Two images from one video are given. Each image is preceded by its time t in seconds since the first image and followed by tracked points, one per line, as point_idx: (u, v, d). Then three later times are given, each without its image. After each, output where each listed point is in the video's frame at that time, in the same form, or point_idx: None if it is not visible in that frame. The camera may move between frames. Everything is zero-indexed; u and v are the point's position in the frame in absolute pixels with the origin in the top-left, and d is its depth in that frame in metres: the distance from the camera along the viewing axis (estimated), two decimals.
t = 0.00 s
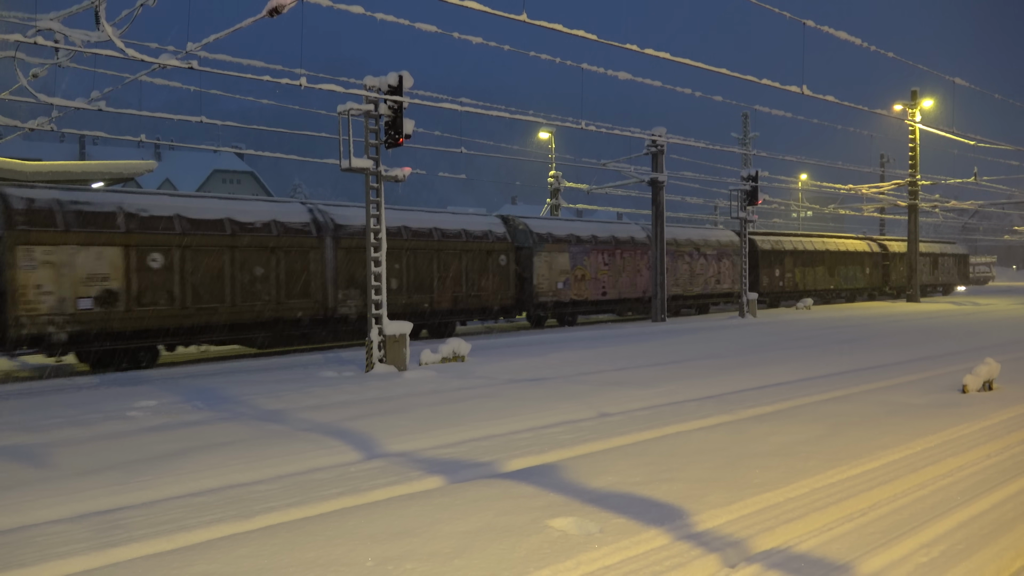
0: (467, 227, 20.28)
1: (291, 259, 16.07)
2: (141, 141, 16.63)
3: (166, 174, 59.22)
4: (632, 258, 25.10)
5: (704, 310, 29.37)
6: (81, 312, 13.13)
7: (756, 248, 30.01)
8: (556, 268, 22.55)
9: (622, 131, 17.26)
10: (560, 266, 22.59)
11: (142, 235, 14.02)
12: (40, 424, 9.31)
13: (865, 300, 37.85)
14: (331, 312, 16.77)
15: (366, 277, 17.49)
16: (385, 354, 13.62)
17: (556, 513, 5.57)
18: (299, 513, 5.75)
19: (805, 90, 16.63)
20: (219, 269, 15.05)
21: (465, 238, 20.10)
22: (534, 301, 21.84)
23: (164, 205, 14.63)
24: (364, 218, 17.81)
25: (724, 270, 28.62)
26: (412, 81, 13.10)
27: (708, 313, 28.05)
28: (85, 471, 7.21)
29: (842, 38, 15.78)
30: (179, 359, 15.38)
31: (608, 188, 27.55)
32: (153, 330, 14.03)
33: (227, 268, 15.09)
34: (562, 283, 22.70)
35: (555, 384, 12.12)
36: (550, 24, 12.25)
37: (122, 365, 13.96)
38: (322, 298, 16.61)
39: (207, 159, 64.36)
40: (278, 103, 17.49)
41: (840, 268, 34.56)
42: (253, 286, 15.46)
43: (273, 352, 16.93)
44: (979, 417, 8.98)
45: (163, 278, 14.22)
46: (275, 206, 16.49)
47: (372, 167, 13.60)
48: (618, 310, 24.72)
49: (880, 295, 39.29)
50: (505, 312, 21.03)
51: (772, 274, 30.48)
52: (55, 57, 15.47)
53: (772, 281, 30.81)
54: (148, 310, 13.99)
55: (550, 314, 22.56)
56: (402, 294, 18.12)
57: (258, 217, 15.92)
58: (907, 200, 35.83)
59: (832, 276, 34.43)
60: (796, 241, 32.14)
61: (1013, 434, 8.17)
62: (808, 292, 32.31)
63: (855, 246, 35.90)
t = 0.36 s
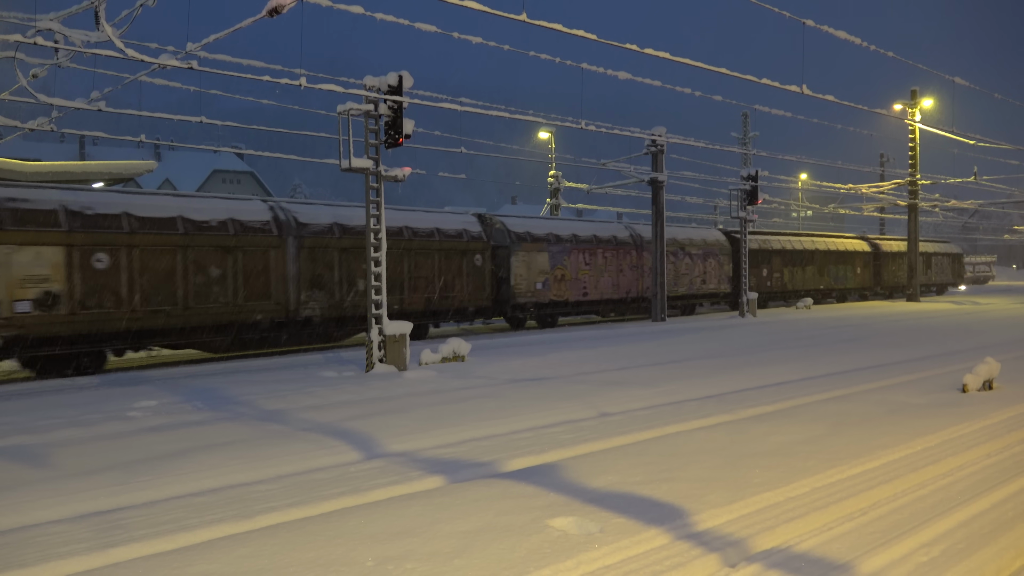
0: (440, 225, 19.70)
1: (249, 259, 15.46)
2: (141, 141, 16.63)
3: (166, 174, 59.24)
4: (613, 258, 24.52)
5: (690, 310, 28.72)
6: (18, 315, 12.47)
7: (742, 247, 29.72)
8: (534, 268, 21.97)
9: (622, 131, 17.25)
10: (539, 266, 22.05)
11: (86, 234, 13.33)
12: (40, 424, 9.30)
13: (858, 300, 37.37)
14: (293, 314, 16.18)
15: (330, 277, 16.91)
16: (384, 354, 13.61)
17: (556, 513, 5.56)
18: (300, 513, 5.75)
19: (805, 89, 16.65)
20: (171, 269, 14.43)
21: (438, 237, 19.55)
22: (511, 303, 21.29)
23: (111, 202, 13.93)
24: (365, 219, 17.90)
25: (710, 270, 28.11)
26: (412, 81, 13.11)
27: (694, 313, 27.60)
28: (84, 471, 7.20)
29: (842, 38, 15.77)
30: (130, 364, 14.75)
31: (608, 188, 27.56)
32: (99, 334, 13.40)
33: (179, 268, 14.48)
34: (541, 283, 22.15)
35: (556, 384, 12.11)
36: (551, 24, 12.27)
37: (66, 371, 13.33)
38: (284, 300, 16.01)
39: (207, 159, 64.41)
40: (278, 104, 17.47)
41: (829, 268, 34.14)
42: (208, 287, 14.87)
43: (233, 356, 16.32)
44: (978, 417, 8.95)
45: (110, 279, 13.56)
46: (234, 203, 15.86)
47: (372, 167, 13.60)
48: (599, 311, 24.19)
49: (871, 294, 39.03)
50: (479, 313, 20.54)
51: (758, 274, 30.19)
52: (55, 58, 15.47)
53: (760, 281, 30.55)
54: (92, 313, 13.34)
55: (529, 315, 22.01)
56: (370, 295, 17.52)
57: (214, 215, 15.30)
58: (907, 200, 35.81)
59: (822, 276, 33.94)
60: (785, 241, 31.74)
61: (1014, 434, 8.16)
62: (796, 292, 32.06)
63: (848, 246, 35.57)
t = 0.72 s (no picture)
0: (412, 224, 19.15)
1: (205, 260, 14.99)
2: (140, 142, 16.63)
3: (166, 175, 59.29)
4: (595, 258, 23.97)
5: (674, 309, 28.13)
6: None
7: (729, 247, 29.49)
8: (513, 268, 21.37)
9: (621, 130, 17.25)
10: (517, 266, 21.51)
11: (26, 233, 12.71)
12: (40, 425, 9.30)
13: (850, 299, 36.91)
14: (252, 317, 15.73)
15: (292, 278, 16.41)
16: (385, 354, 13.61)
17: (556, 513, 5.56)
18: (301, 513, 5.75)
19: (805, 88, 16.65)
20: (120, 270, 13.90)
21: (410, 236, 19.00)
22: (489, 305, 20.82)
23: (53, 200, 13.30)
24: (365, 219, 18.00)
25: (695, 270, 27.66)
26: (411, 81, 13.11)
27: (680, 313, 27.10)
28: (85, 472, 7.21)
29: (841, 37, 15.77)
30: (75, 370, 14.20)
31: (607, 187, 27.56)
32: (42, 339, 12.83)
33: (129, 269, 13.95)
34: (520, 283, 21.66)
35: (556, 384, 12.12)
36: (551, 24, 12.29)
37: (6, 379, 12.75)
38: (242, 302, 15.55)
39: (207, 159, 64.46)
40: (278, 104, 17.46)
41: (820, 268, 33.81)
42: (160, 289, 14.38)
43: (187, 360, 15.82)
44: (978, 416, 8.93)
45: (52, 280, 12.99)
46: (189, 201, 15.36)
47: (372, 167, 13.60)
48: (580, 312, 23.76)
49: (863, 294, 38.77)
50: (455, 313, 20.17)
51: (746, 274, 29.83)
52: (55, 59, 15.49)
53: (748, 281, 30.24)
54: (34, 317, 12.75)
55: (508, 316, 21.55)
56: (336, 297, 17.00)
57: (167, 213, 14.77)
58: (906, 199, 35.89)
59: (812, 275, 33.58)
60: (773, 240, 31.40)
61: (1014, 432, 8.15)
62: (785, 292, 31.78)
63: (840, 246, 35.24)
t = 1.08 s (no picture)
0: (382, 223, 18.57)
1: (158, 260, 14.34)
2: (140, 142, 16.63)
3: (166, 176, 59.39)
4: (576, 259, 23.50)
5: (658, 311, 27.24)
6: None
7: (716, 246, 29.06)
8: (490, 268, 20.95)
9: (620, 129, 17.25)
10: (495, 266, 21.05)
11: None
12: (41, 426, 9.31)
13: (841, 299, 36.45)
14: (210, 320, 15.06)
15: (252, 279, 15.75)
16: (385, 354, 13.61)
17: (556, 513, 5.56)
18: (302, 513, 5.76)
19: (805, 87, 16.64)
20: (64, 271, 13.19)
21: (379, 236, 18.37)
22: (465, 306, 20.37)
23: None
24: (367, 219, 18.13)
25: (682, 270, 27.19)
26: (411, 81, 13.12)
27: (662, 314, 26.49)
28: (86, 473, 7.21)
29: (841, 36, 15.77)
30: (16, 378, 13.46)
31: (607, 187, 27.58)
32: None
33: (74, 271, 13.26)
34: (498, 284, 21.15)
35: (557, 384, 12.12)
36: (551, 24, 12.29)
37: None
38: (199, 304, 14.88)
39: (207, 159, 64.55)
40: (278, 105, 17.48)
41: (809, 267, 33.49)
42: (109, 292, 13.70)
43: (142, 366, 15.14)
44: (979, 415, 8.92)
45: None
46: (141, 199, 14.73)
47: (372, 167, 13.61)
48: (561, 313, 23.29)
49: (854, 294, 38.42)
50: (428, 315, 19.62)
51: (734, 274, 29.51)
52: (55, 60, 15.50)
53: (735, 281, 29.83)
54: None
55: (484, 318, 21.09)
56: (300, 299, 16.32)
57: (116, 212, 14.10)
58: (905, 198, 35.95)
59: (801, 275, 33.37)
60: (761, 239, 31.22)
61: (1015, 431, 8.15)
62: (773, 292, 31.60)
63: (832, 246, 34.96)
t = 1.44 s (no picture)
0: (350, 221, 17.81)
1: (107, 261, 13.66)
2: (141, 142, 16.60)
3: (166, 178, 59.45)
4: (557, 259, 22.89)
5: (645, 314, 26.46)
6: None
7: (703, 246, 28.98)
8: (466, 268, 20.42)
9: (621, 129, 17.24)
10: (471, 266, 20.51)
11: None
12: (42, 426, 9.31)
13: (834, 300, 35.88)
14: (164, 323, 14.39)
15: (210, 280, 15.10)
16: (385, 354, 13.60)
17: (557, 513, 5.56)
18: (304, 513, 5.76)
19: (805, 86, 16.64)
20: (5, 272, 12.49)
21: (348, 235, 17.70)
22: (441, 307, 19.68)
23: None
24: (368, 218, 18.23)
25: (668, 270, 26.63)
26: (411, 81, 13.12)
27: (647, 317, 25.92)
28: (86, 473, 7.21)
29: (842, 35, 15.77)
30: None
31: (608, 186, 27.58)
32: None
33: (14, 272, 12.57)
34: (474, 285, 20.61)
35: (557, 384, 12.11)
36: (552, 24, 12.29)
37: None
38: (152, 307, 14.21)
39: (208, 159, 64.63)
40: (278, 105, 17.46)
41: (799, 266, 33.22)
42: (53, 294, 13.02)
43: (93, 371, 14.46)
44: (979, 415, 8.91)
45: None
46: (90, 196, 14.01)
47: (372, 167, 13.60)
48: (542, 315, 22.68)
49: (846, 295, 37.91)
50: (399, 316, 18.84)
51: (721, 274, 29.14)
52: (55, 61, 15.48)
53: (722, 281, 29.45)
54: None
55: (460, 320, 20.44)
56: (261, 301, 15.66)
57: (61, 210, 13.38)
58: (905, 198, 35.94)
59: (791, 274, 33.02)
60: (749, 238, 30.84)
61: (1015, 431, 8.13)
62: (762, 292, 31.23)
63: (821, 246, 34.66)
